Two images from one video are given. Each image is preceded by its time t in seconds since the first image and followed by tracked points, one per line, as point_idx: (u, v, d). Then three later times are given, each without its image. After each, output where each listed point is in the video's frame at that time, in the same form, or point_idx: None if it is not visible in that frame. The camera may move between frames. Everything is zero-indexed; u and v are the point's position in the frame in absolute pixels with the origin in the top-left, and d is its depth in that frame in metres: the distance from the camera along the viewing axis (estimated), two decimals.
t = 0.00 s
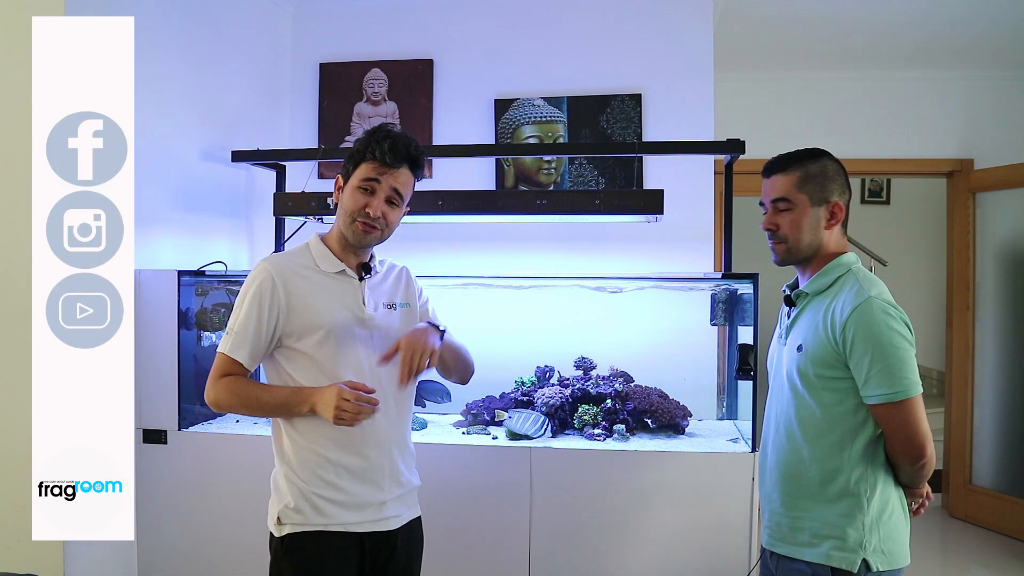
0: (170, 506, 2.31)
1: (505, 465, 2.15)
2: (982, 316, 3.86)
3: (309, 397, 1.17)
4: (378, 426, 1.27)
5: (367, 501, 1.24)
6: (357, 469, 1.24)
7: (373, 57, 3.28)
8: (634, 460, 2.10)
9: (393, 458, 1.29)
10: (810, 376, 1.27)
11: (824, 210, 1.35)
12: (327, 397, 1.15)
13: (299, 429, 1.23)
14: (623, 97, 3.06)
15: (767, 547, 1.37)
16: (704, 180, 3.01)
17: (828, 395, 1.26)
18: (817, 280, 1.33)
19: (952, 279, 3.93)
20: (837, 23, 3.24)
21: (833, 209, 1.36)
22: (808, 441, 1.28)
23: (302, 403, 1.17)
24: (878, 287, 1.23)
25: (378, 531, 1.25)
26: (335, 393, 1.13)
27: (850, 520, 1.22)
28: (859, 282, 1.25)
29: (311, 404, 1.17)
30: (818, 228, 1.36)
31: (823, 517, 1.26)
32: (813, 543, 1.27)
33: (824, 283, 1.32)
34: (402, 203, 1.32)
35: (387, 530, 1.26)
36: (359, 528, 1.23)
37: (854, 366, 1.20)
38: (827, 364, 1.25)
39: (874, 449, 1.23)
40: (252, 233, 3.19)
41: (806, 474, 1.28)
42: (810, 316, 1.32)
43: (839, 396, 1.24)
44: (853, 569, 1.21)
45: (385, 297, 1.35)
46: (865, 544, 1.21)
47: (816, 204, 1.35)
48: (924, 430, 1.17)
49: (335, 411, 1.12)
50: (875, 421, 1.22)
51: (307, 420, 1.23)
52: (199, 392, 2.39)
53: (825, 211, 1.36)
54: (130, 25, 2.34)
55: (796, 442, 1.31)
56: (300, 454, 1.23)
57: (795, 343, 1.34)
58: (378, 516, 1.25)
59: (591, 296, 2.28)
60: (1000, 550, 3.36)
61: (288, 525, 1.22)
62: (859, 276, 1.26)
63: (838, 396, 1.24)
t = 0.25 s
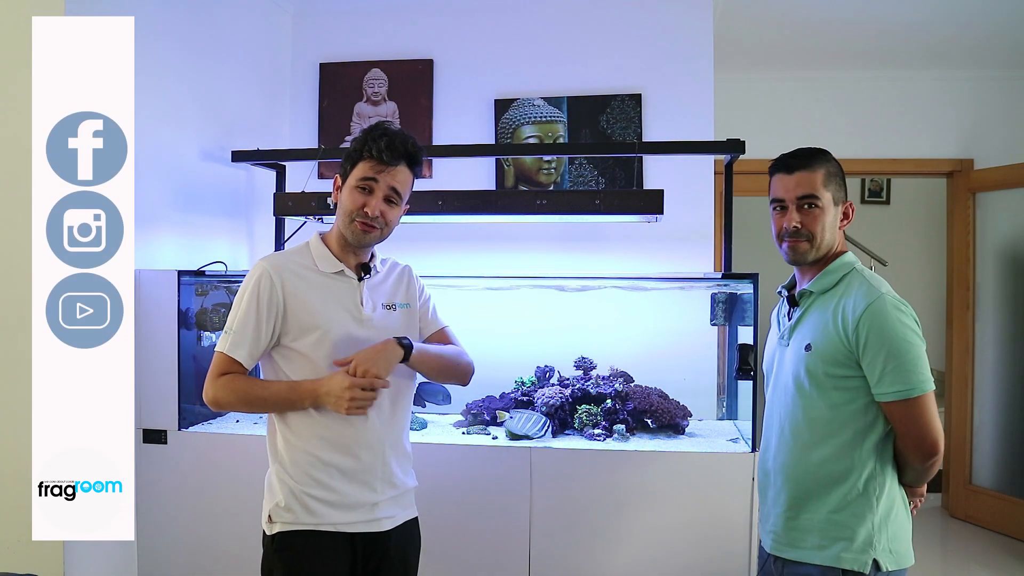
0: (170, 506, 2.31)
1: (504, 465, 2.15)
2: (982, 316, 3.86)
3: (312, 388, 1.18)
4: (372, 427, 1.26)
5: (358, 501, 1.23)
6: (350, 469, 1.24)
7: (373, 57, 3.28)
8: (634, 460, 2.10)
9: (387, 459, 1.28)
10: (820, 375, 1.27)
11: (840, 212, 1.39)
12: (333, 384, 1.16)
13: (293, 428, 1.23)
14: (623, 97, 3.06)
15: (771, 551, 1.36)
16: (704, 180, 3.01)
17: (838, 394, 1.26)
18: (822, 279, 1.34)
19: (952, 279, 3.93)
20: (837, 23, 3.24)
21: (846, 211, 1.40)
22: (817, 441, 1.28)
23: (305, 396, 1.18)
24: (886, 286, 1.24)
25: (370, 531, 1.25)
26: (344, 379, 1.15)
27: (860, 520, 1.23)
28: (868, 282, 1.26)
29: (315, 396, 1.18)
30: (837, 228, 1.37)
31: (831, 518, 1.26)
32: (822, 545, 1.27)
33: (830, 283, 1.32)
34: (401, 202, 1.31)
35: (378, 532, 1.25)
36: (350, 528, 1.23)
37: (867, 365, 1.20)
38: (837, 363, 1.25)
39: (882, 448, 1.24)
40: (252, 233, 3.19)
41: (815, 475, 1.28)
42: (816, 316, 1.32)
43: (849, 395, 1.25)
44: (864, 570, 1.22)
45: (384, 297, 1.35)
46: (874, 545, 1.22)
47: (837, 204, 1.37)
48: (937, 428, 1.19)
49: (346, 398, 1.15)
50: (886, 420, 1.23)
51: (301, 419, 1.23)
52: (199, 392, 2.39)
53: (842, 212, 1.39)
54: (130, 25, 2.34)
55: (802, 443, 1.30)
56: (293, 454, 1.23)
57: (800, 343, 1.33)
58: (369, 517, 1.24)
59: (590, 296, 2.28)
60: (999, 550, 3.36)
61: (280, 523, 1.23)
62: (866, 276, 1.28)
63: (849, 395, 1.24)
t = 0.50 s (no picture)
0: (170, 507, 2.31)
1: (504, 465, 2.15)
2: (982, 316, 3.86)
3: (309, 375, 1.16)
4: (369, 427, 1.26)
5: (354, 502, 1.23)
6: (345, 470, 1.23)
7: (373, 57, 3.28)
8: (634, 460, 2.10)
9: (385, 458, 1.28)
10: (825, 378, 1.27)
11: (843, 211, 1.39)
12: (328, 369, 1.14)
13: (289, 427, 1.23)
14: (623, 97, 3.06)
15: (774, 557, 1.36)
16: (704, 180, 3.01)
17: (842, 397, 1.26)
18: (825, 279, 1.33)
19: (952, 279, 3.93)
20: (837, 23, 3.24)
21: (850, 211, 1.40)
22: (821, 445, 1.28)
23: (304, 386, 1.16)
24: (890, 286, 1.25)
25: (366, 532, 1.25)
26: (337, 362, 1.13)
27: (865, 525, 1.23)
28: (872, 283, 1.26)
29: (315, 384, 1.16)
30: (838, 228, 1.37)
31: (835, 524, 1.26)
32: (826, 552, 1.26)
33: (832, 283, 1.32)
34: (397, 198, 1.31)
35: (375, 532, 1.25)
36: (346, 528, 1.23)
37: (873, 367, 1.20)
38: (842, 365, 1.25)
39: (886, 450, 1.25)
40: (252, 233, 3.19)
41: (819, 480, 1.28)
42: (820, 318, 1.31)
43: (854, 398, 1.25)
44: None
45: (382, 296, 1.35)
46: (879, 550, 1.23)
47: (840, 203, 1.37)
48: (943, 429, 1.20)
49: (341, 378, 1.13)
50: (891, 423, 1.23)
51: (298, 417, 1.23)
52: (199, 392, 2.37)
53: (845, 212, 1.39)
54: (131, 25, 2.34)
55: (805, 447, 1.30)
56: (289, 453, 1.23)
57: (803, 346, 1.32)
58: (365, 518, 1.24)
59: (590, 296, 2.28)
60: (1000, 550, 3.36)
61: (275, 523, 1.22)
62: (868, 278, 1.28)
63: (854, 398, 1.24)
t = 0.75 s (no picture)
0: (170, 506, 2.31)
1: (504, 465, 2.15)
2: (982, 316, 3.87)
3: (302, 381, 1.17)
4: (368, 429, 1.26)
5: (351, 504, 1.23)
6: (343, 471, 1.23)
7: (373, 57, 3.28)
8: (634, 460, 2.10)
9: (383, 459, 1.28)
10: (815, 382, 1.26)
11: (841, 209, 1.37)
12: (319, 376, 1.15)
13: (288, 428, 1.23)
14: (623, 97, 3.06)
15: (767, 560, 1.36)
16: (704, 180, 3.01)
17: (832, 402, 1.25)
18: (820, 279, 1.32)
19: (952, 279, 3.94)
20: (837, 24, 3.24)
21: (848, 209, 1.39)
22: (811, 451, 1.27)
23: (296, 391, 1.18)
24: (884, 287, 1.23)
25: (363, 533, 1.24)
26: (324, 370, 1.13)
27: (855, 534, 1.22)
28: (865, 283, 1.25)
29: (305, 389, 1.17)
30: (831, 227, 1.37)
31: (825, 531, 1.25)
32: (816, 558, 1.26)
33: (828, 283, 1.31)
34: (391, 190, 1.30)
35: (372, 534, 1.25)
36: (343, 530, 1.23)
37: (862, 371, 1.19)
38: (832, 370, 1.24)
39: (880, 458, 1.23)
40: (252, 233, 3.19)
41: (810, 486, 1.27)
42: (813, 320, 1.31)
43: (844, 403, 1.24)
44: None
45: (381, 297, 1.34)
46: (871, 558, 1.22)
47: (836, 202, 1.36)
48: (936, 438, 1.18)
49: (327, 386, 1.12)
50: (883, 429, 1.22)
51: (296, 418, 1.23)
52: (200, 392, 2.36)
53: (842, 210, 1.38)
54: (131, 25, 2.34)
55: (796, 452, 1.30)
56: (286, 455, 1.23)
57: (796, 348, 1.32)
58: (362, 519, 1.24)
59: (590, 296, 2.29)
60: (1000, 550, 3.36)
61: (272, 524, 1.23)
62: (863, 278, 1.26)
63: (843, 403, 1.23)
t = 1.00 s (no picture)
0: (170, 507, 2.31)
1: (504, 465, 2.15)
2: (982, 317, 3.87)
3: (284, 396, 1.16)
4: (362, 433, 1.25)
5: (343, 506, 1.23)
6: (335, 474, 1.23)
7: (373, 57, 3.28)
8: (634, 460, 2.10)
9: (376, 462, 1.27)
10: (799, 385, 1.27)
11: (819, 210, 1.34)
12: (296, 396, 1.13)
13: (279, 431, 1.23)
14: (623, 97, 3.06)
15: (759, 560, 1.37)
16: (704, 180, 3.01)
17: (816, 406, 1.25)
18: (808, 282, 1.32)
19: (952, 280, 3.94)
20: (836, 24, 3.24)
21: (830, 209, 1.34)
22: (797, 454, 1.27)
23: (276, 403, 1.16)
24: (869, 290, 1.22)
25: (357, 536, 1.24)
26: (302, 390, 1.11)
27: (840, 538, 1.21)
28: (851, 285, 1.24)
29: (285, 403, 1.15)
30: (808, 227, 1.35)
31: (812, 534, 1.25)
32: (802, 561, 1.26)
33: (815, 285, 1.31)
34: (387, 192, 1.29)
35: (366, 536, 1.25)
36: (336, 532, 1.22)
37: (843, 376, 1.19)
38: (815, 373, 1.24)
39: (867, 462, 1.22)
40: (252, 233, 3.19)
41: (796, 489, 1.27)
42: (800, 323, 1.31)
43: (828, 407, 1.23)
44: None
45: (380, 296, 1.32)
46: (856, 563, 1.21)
47: (810, 203, 1.34)
48: (918, 445, 1.16)
49: (302, 405, 1.10)
50: (868, 434, 1.20)
51: (288, 421, 1.23)
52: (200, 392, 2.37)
53: (820, 211, 1.35)
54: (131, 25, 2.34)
55: (784, 455, 1.30)
56: (278, 458, 1.23)
57: (785, 350, 1.32)
58: (354, 520, 1.23)
59: (590, 295, 2.29)
60: (999, 550, 3.36)
61: (265, 527, 1.23)
62: (850, 280, 1.25)
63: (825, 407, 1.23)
